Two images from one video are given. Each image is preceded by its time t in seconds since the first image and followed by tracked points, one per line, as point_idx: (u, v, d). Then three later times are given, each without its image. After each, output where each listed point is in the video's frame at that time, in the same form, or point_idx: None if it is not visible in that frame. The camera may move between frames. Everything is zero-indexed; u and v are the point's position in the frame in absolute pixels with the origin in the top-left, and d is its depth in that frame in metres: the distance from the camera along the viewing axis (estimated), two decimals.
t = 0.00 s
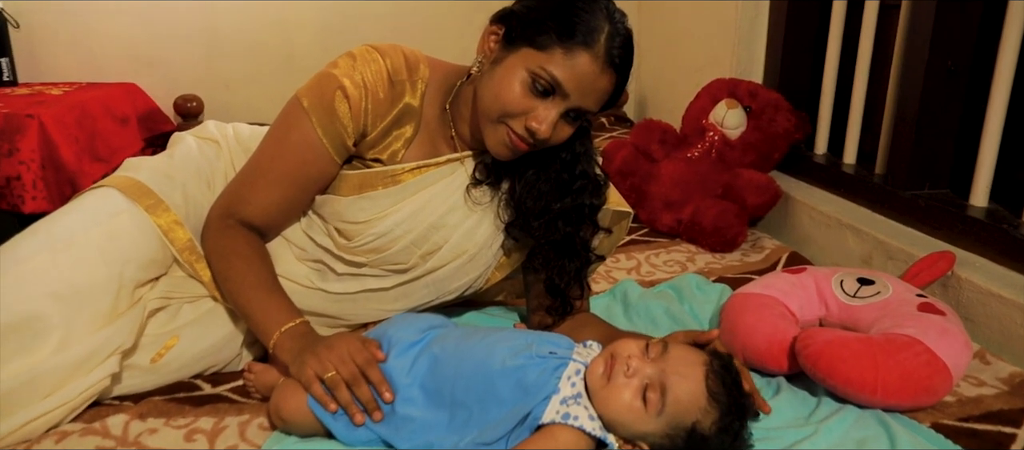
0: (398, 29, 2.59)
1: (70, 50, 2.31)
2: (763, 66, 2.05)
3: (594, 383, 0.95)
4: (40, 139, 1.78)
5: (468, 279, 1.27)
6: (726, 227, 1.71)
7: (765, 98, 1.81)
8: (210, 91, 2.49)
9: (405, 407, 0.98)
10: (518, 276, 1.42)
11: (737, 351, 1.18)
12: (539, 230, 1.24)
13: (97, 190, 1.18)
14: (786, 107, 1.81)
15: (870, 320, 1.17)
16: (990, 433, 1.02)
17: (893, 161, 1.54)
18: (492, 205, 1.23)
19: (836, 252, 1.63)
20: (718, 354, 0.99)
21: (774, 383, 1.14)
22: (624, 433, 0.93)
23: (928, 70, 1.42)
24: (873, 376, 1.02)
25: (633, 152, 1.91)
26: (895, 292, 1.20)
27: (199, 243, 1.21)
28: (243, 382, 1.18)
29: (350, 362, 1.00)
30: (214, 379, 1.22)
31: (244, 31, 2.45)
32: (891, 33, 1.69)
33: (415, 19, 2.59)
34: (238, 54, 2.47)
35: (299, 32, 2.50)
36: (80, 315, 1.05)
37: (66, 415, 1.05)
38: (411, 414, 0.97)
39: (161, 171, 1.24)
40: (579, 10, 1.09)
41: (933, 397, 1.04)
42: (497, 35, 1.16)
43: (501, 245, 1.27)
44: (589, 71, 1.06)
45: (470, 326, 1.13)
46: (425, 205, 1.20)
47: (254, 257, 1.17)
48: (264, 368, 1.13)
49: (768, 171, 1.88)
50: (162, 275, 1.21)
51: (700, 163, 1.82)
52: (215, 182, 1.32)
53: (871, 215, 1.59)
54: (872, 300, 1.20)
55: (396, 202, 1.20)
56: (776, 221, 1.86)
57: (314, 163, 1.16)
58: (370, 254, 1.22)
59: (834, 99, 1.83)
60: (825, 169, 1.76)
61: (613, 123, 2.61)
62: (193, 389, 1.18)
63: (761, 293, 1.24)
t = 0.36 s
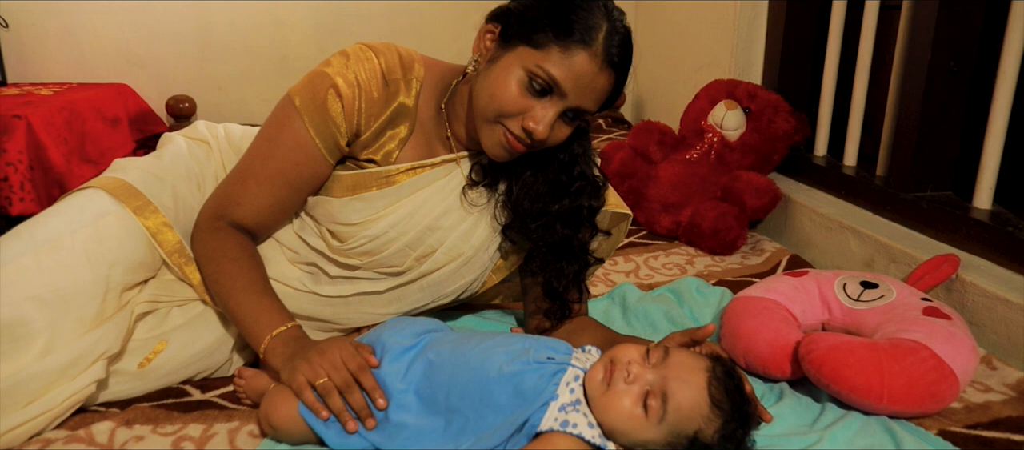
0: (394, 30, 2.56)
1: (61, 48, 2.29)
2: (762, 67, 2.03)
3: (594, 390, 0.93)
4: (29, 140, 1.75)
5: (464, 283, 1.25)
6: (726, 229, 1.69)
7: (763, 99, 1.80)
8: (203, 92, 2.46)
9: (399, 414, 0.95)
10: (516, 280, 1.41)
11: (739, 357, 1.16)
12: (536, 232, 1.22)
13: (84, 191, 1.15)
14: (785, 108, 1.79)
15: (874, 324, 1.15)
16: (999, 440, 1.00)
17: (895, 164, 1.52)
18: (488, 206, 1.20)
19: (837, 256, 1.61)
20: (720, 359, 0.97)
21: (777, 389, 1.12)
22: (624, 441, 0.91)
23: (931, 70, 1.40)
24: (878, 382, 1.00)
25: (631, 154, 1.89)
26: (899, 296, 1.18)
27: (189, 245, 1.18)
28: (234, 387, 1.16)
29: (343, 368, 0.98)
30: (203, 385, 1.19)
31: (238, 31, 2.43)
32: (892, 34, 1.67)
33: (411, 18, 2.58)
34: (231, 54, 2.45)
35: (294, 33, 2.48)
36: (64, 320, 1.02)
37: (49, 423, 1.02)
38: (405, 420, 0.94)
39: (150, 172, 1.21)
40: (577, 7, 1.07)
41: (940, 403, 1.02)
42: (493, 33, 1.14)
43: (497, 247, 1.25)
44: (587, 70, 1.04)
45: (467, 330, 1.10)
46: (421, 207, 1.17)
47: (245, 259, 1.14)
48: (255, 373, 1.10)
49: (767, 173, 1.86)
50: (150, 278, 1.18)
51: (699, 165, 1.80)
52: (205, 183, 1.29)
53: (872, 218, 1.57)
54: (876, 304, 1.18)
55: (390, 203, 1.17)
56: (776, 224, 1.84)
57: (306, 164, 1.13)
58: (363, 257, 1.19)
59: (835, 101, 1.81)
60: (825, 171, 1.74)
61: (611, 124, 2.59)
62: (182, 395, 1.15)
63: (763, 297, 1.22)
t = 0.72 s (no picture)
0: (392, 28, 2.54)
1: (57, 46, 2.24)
2: (765, 66, 2.01)
3: (599, 395, 0.90)
4: (21, 138, 1.72)
5: (463, 284, 1.22)
6: (729, 230, 1.67)
7: (767, 99, 1.77)
8: (200, 91, 2.44)
9: (397, 419, 0.93)
10: (516, 281, 1.38)
11: (745, 360, 1.14)
12: (538, 233, 1.20)
13: (77, 191, 1.12)
14: (789, 108, 1.77)
15: (881, 327, 1.13)
16: (1012, 446, 0.99)
17: (901, 164, 1.50)
18: (489, 206, 1.18)
19: (842, 257, 1.59)
20: (726, 363, 0.94)
21: (783, 393, 1.10)
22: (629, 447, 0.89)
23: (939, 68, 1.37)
24: (888, 386, 0.98)
25: (633, 154, 1.86)
26: (907, 299, 1.15)
27: (182, 246, 1.16)
28: (228, 391, 1.13)
29: (339, 372, 0.95)
30: (197, 389, 1.16)
31: (235, 29, 2.40)
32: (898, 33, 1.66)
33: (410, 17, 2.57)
34: (228, 52, 2.43)
35: (291, 31, 2.46)
36: (54, 323, 1.00)
37: (39, 429, 0.99)
38: (404, 426, 0.92)
39: (143, 171, 1.19)
40: (579, 3, 1.05)
41: (950, 408, 0.99)
42: (494, 30, 1.12)
43: (497, 249, 1.22)
44: (590, 67, 1.01)
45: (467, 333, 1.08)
46: (419, 208, 1.15)
47: (240, 261, 1.11)
48: (250, 376, 1.08)
49: (770, 173, 1.84)
50: (143, 279, 1.15)
51: (702, 165, 1.78)
52: (200, 183, 1.27)
53: (878, 218, 1.55)
54: (884, 307, 1.15)
55: (388, 203, 1.15)
56: (779, 225, 1.82)
57: (303, 163, 1.11)
58: (361, 258, 1.17)
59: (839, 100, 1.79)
60: (829, 171, 1.72)
61: (611, 124, 2.57)
62: (175, 399, 1.12)
63: (768, 299, 1.19)
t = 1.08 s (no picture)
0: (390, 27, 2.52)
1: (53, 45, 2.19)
2: (768, 65, 1.99)
3: (601, 400, 0.88)
4: (15, 138, 1.70)
5: (462, 286, 1.20)
6: (732, 230, 1.65)
7: (769, 98, 1.75)
8: (197, 90, 2.42)
9: (394, 424, 0.90)
10: (516, 283, 1.36)
11: (749, 364, 1.11)
12: (539, 234, 1.17)
13: (68, 190, 1.10)
14: (791, 107, 1.75)
15: (888, 329, 1.10)
16: None
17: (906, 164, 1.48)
18: (488, 207, 1.15)
19: (845, 258, 1.57)
20: (730, 367, 0.92)
21: (789, 397, 1.08)
22: None
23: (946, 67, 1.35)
24: (895, 391, 0.96)
25: (634, 153, 1.84)
26: (914, 301, 1.13)
27: (176, 247, 1.13)
28: (222, 395, 1.11)
29: (335, 377, 0.93)
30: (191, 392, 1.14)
31: (232, 27, 2.39)
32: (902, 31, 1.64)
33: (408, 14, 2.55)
34: (225, 51, 2.41)
35: (289, 29, 2.45)
36: (43, 327, 0.97)
37: (28, 434, 0.97)
38: (401, 431, 0.90)
39: (136, 170, 1.17)
40: None
41: (960, 413, 0.97)
42: (494, 27, 1.10)
43: (497, 250, 1.20)
44: (592, 65, 0.99)
45: (467, 336, 1.06)
46: (417, 208, 1.12)
47: (234, 262, 1.09)
48: (245, 380, 1.06)
49: (773, 173, 1.82)
50: (135, 281, 1.13)
51: (704, 165, 1.76)
52: (195, 182, 1.25)
53: (883, 219, 1.53)
54: (891, 309, 1.13)
55: (386, 203, 1.13)
56: (782, 226, 1.80)
57: (299, 162, 1.09)
58: (358, 259, 1.15)
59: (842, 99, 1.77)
60: (832, 171, 1.70)
61: (612, 123, 2.54)
62: (168, 403, 1.10)
63: (772, 302, 1.17)
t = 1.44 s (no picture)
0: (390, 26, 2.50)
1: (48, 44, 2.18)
2: (771, 63, 1.97)
3: (604, 407, 0.86)
4: (10, 137, 1.67)
5: (462, 289, 1.18)
6: (735, 231, 1.63)
7: (773, 97, 1.74)
8: (194, 89, 2.40)
9: (392, 430, 0.88)
10: (517, 284, 1.35)
11: (755, 367, 1.09)
12: (539, 236, 1.15)
13: (61, 191, 1.08)
14: (795, 106, 1.74)
15: (895, 332, 1.09)
16: None
17: (912, 164, 1.46)
18: (489, 208, 1.14)
19: (850, 260, 1.55)
20: (736, 371, 0.90)
21: (795, 402, 1.05)
22: None
23: (953, 65, 1.33)
24: (905, 396, 0.94)
25: (636, 153, 1.82)
26: (922, 304, 1.11)
27: (171, 249, 1.12)
28: (218, 399, 1.09)
29: (332, 382, 0.91)
30: (186, 396, 1.12)
31: (230, 26, 2.37)
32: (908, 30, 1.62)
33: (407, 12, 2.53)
34: (223, 50, 2.39)
35: (287, 29, 2.43)
36: (34, 331, 0.95)
37: (19, 440, 0.95)
38: (399, 437, 0.87)
39: (131, 170, 1.15)
40: None
41: (970, 419, 0.95)
42: (495, 25, 1.08)
43: (497, 252, 1.18)
44: (595, 63, 0.97)
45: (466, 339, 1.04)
46: (416, 209, 1.10)
47: (230, 264, 1.07)
48: (240, 384, 1.04)
49: (777, 173, 1.80)
50: (130, 283, 1.11)
51: (706, 165, 1.74)
52: (190, 182, 1.23)
53: (888, 220, 1.51)
54: (899, 311, 1.11)
55: (385, 204, 1.11)
56: (786, 226, 1.78)
57: (295, 162, 1.07)
58: (356, 260, 1.13)
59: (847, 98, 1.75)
60: (837, 171, 1.68)
61: (613, 123, 2.52)
62: (163, 407, 1.08)
63: (778, 304, 1.15)
